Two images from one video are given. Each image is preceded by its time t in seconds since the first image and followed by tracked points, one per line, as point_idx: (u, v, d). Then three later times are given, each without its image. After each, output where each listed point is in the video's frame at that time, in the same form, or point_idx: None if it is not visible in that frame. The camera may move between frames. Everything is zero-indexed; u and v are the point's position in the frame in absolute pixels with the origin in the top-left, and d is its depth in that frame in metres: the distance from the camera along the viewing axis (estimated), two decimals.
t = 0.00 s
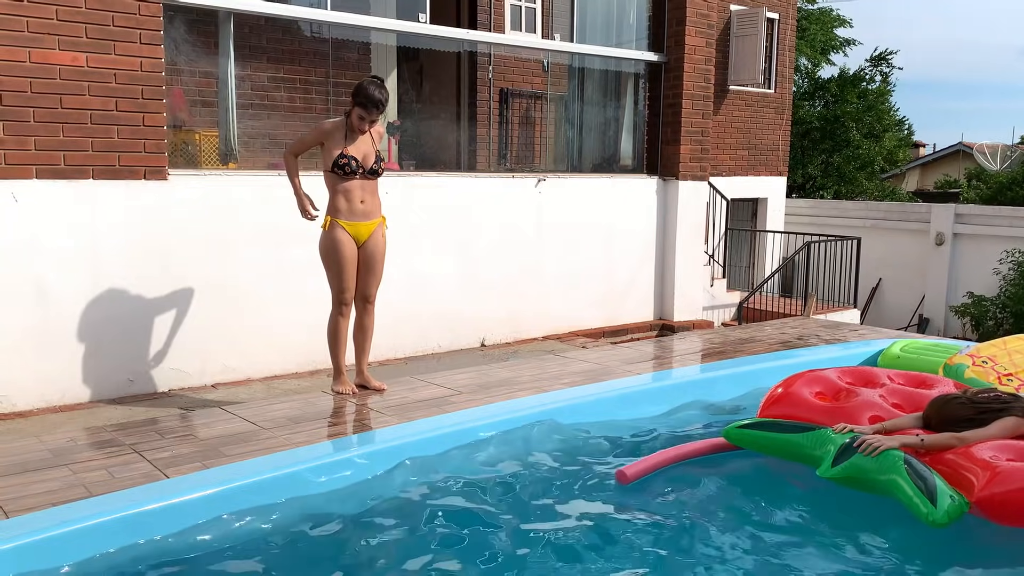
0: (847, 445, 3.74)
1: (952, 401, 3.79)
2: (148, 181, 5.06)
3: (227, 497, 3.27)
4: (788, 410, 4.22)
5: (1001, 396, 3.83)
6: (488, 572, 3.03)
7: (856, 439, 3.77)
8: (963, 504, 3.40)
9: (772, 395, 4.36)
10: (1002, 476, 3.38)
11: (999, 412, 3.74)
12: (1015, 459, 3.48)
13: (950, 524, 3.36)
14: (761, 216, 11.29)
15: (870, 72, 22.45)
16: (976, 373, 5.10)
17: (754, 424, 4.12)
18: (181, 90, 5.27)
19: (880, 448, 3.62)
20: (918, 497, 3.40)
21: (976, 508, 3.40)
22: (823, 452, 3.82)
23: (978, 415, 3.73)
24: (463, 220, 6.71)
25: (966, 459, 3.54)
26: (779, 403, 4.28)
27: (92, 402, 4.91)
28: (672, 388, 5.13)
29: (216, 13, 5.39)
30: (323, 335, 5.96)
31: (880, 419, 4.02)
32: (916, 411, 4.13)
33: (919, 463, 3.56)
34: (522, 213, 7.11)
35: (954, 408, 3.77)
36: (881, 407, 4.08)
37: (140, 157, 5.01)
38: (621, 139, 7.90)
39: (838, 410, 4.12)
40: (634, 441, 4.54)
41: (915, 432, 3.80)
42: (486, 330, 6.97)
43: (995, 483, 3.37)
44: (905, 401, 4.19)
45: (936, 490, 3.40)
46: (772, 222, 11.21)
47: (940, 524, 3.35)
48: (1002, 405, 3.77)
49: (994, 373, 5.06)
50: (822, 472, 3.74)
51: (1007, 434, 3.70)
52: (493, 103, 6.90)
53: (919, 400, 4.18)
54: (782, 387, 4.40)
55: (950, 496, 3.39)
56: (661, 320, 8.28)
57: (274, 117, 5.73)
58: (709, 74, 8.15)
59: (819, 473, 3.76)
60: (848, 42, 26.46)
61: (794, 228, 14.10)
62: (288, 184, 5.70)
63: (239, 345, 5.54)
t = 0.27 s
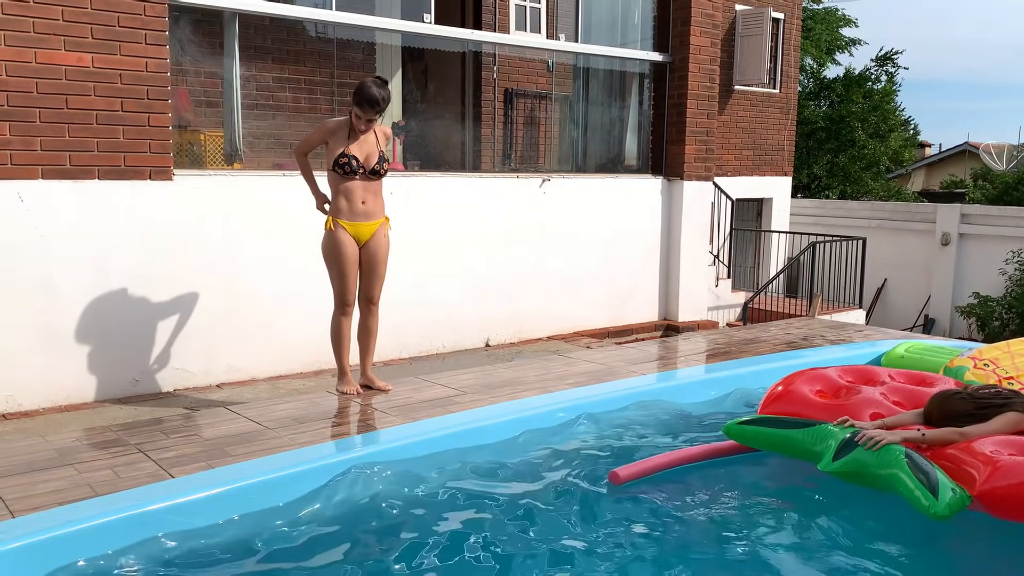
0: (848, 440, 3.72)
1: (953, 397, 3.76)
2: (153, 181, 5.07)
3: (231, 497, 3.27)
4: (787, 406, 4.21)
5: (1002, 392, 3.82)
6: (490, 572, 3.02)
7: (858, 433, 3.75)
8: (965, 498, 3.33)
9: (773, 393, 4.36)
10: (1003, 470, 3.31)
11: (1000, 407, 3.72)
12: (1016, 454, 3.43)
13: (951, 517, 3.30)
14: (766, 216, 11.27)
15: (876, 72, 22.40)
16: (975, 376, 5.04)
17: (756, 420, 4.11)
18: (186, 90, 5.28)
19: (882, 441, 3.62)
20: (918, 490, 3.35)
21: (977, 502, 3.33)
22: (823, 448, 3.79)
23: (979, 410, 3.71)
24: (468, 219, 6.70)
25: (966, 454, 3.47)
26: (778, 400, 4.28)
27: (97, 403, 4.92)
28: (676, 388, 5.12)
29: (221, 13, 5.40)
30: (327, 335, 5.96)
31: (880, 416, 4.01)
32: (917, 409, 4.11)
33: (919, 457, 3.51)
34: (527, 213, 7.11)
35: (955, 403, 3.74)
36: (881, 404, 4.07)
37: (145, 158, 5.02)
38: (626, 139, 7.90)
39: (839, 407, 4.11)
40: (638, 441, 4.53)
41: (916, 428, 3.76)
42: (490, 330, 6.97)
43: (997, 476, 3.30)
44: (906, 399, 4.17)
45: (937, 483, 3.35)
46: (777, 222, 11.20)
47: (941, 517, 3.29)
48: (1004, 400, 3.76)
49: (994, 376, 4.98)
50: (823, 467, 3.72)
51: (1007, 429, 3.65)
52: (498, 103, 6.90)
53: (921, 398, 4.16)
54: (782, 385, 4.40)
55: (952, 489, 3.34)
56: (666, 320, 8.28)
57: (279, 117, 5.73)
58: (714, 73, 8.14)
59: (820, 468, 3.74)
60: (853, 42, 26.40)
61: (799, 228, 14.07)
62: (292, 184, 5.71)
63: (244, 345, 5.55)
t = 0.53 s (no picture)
0: (849, 443, 3.69)
1: (953, 398, 3.75)
2: (158, 181, 5.07)
3: (236, 498, 3.28)
4: (789, 407, 4.21)
5: (1004, 392, 3.80)
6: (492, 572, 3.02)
7: (857, 435, 3.74)
8: (961, 502, 3.37)
9: (775, 393, 4.35)
10: (1002, 474, 3.35)
11: (1001, 409, 3.71)
12: (1016, 457, 3.45)
13: (947, 522, 3.34)
14: (771, 217, 11.24)
15: (880, 72, 22.35)
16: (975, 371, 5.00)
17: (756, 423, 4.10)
18: (191, 91, 5.29)
19: (880, 444, 3.63)
20: (916, 494, 3.37)
21: (975, 505, 3.38)
22: (823, 450, 3.77)
23: (980, 412, 3.70)
24: (472, 219, 6.70)
25: (966, 458, 3.51)
26: (781, 401, 4.26)
27: (102, 403, 4.93)
28: (680, 388, 5.11)
29: (226, 14, 5.40)
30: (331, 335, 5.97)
31: (882, 417, 4.01)
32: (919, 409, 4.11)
33: (918, 460, 3.53)
34: (530, 214, 7.10)
35: (954, 405, 3.74)
36: (883, 406, 4.06)
37: (150, 158, 5.02)
38: (630, 139, 7.89)
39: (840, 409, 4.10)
40: (642, 441, 4.53)
41: (917, 430, 3.78)
42: (494, 330, 6.97)
43: (995, 480, 3.35)
44: (908, 400, 4.17)
45: (934, 489, 3.37)
46: (781, 222, 11.18)
47: (937, 522, 3.32)
48: (1006, 401, 3.74)
49: (994, 371, 4.95)
50: (822, 469, 3.69)
51: (1009, 431, 3.65)
52: (502, 103, 6.90)
53: (923, 399, 4.16)
54: (785, 385, 4.39)
55: (949, 494, 3.37)
56: (670, 321, 8.27)
57: (283, 118, 5.74)
58: (718, 74, 8.13)
59: (818, 470, 3.72)
60: (858, 42, 26.34)
61: (804, 228, 14.04)
62: (296, 184, 5.71)
63: (249, 345, 5.56)
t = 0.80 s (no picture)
0: (845, 444, 3.73)
1: (954, 401, 3.73)
2: (161, 181, 5.08)
3: (238, 497, 3.28)
4: (790, 406, 4.23)
5: (1006, 396, 3.77)
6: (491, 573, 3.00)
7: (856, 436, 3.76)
8: (954, 505, 3.37)
9: (778, 392, 4.37)
10: (996, 478, 3.32)
11: (1002, 413, 3.67)
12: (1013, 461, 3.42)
13: (939, 525, 3.33)
14: (774, 216, 11.24)
15: (884, 72, 22.32)
16: (973, 368, 4.99)
17: (757, 420, 4.14)
18: (194, 90, 5.29)
19: (877, 445, 3.64)
20: (908, 496, 3.38)
21: (969, 509, 3.36)
22: (822, 449, 3.81)
23: (980, 416, 3.67)
24: (475, 218, 6.70)
25: (963, 462, 3.49)
26: (783, 400, 4.28)
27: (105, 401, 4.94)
28: (683, 388, 5.11)
29: (230, 13, 5.41)
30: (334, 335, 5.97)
31: (883, 417, 4.00)
32: (922, 409, 4.09)
33: (914, 463, 3.54)
34: (533, 213, 7.10)
35: (955, 409, 3.71)
36: (885, 405, 4.05)
37: (153, 158, 5.03)
38: (633, 138, 7.89)
39: (841, 408, 4.10)
40: (645, 440, 4.53)
41: (916, 433, 3.77)
42: (497, 330, 6.97)
43: (989, 484, 3.32)
44: (911, 399, 4.15)
45: (927, 491, 3.37)
46: (785, 222, 11.17)
47: (928, 525, 3.32)
48: (1007, 405, 3.70)
49: (992, 369, 4.93)
50: (819, 469, 3.74)
51: (1010, 435, 3.61)
52: (505, 102, 6.90)
53: (926, 398, 4.14)
54: (788, 384, 4.40)
55: (942, 497, 3.36)
56: (673, 320, 8.26)
57: (286, 118, 5.75)
58: (721, 73, 8.13)
59: (816, 470, 3.76)
60: (862, 42, 26.31)
61: (807, 228, 14.02)
62: (299, 184, 5.71)
63: (252, 344, 5.57)
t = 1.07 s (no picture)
0: (844, 440, 3.72)
1: (955, 398, 3.74)
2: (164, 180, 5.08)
3: (242, 496, 3.28)
4: (791, 405, 4.23)
5: (1007, 393, 3.77)
6: (492, 571, 3.00)
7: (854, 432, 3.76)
8: (949, 500, 3.37)
9: (779, 391, 4.37)
10: (992, 473, 3.31)
11: (1003, 410, 3.68)
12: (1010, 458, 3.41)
13: (933, 520, 3.33)
14: (777, 216, 11.22)
15: (887, 71, 22.28)
16: (971, 369, 5.00)
17: (759, 419, 4.10)
18: (197, 90, 5.30)
19: (875, 441, 3.64)
20: (904, 491, 3.38)
21: (965, 504, 3.35)
22: (820, 447, 3.79)
23: (982, 413, 3.68)
24: (477, 216, 6.70)
25: (961, 457, 3.48)
26: (784, 399, 4.29)
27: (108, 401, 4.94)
28: (685, 388, 5.11)
29: (232, 13, 5.42)
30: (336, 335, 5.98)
31: (884, 415, 4.00)
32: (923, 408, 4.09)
33: (910, 459, 3.54)
34: (536, 213, 7.10)
35: (955, 405, 3.72)
36: (885, 403, 4.05)
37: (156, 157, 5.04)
38: (636, 138, 7.89)
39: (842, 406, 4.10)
40: (647, 440, 4.52)
41: (916, 430, 3.76)
42: (499, 330, 6.97)
43: (985, 479, 3.31)
44: (912, 398, 4.15)
45: (923, 486, 3.38)
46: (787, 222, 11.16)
47: (923, 519, 3.32)
48: (1008, 403, 3.71)
49: (989, 370, 4.92)
50: (818, 466, 3.74)
51: (1009, 432, 3.63)
52: (507, 102, 6.90)
53: (928, 398, 4.14)
54: (789, 384, 4.40)
55: (937, 492, 3.37)
56: (675, 320, 8.25)
57: (289, 117, 5.75)
58: (724, 73, 8.12)
59: (815, 466, 3.75)
60: (865, 42, 26.26)
61: (810, 228, 14.01)
62: (302, 183, 5.72)
63: (254, 344, 5.57)
